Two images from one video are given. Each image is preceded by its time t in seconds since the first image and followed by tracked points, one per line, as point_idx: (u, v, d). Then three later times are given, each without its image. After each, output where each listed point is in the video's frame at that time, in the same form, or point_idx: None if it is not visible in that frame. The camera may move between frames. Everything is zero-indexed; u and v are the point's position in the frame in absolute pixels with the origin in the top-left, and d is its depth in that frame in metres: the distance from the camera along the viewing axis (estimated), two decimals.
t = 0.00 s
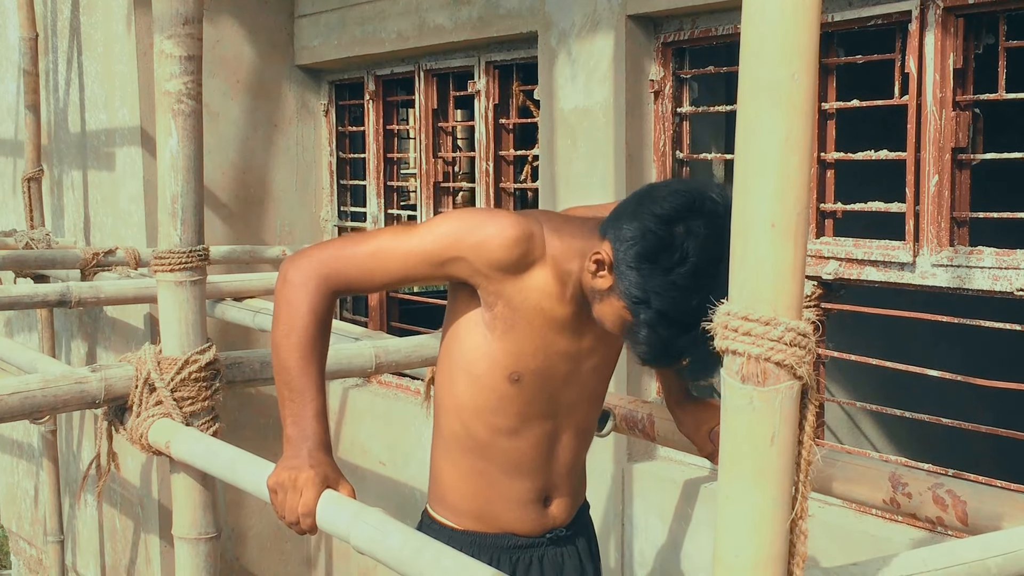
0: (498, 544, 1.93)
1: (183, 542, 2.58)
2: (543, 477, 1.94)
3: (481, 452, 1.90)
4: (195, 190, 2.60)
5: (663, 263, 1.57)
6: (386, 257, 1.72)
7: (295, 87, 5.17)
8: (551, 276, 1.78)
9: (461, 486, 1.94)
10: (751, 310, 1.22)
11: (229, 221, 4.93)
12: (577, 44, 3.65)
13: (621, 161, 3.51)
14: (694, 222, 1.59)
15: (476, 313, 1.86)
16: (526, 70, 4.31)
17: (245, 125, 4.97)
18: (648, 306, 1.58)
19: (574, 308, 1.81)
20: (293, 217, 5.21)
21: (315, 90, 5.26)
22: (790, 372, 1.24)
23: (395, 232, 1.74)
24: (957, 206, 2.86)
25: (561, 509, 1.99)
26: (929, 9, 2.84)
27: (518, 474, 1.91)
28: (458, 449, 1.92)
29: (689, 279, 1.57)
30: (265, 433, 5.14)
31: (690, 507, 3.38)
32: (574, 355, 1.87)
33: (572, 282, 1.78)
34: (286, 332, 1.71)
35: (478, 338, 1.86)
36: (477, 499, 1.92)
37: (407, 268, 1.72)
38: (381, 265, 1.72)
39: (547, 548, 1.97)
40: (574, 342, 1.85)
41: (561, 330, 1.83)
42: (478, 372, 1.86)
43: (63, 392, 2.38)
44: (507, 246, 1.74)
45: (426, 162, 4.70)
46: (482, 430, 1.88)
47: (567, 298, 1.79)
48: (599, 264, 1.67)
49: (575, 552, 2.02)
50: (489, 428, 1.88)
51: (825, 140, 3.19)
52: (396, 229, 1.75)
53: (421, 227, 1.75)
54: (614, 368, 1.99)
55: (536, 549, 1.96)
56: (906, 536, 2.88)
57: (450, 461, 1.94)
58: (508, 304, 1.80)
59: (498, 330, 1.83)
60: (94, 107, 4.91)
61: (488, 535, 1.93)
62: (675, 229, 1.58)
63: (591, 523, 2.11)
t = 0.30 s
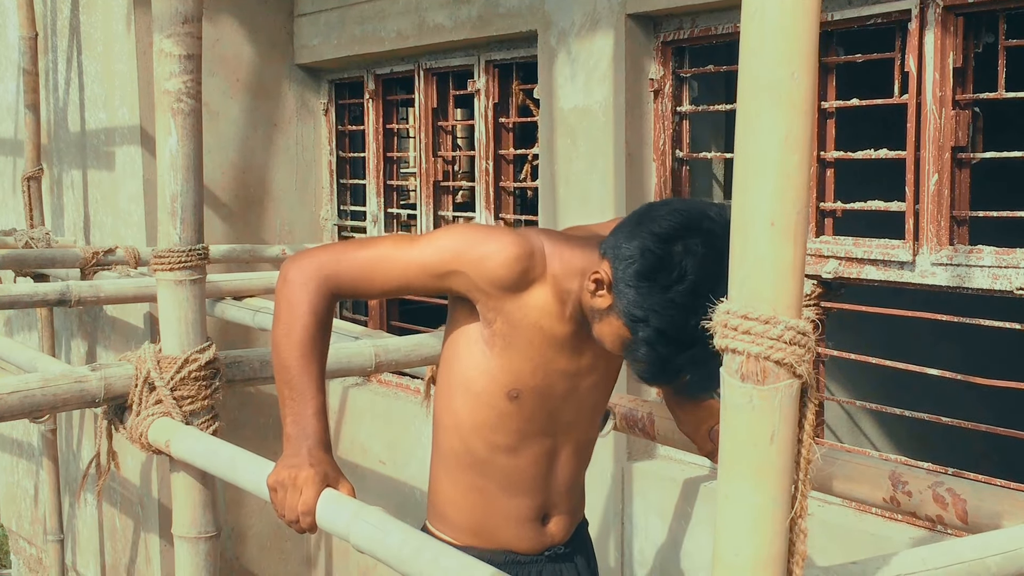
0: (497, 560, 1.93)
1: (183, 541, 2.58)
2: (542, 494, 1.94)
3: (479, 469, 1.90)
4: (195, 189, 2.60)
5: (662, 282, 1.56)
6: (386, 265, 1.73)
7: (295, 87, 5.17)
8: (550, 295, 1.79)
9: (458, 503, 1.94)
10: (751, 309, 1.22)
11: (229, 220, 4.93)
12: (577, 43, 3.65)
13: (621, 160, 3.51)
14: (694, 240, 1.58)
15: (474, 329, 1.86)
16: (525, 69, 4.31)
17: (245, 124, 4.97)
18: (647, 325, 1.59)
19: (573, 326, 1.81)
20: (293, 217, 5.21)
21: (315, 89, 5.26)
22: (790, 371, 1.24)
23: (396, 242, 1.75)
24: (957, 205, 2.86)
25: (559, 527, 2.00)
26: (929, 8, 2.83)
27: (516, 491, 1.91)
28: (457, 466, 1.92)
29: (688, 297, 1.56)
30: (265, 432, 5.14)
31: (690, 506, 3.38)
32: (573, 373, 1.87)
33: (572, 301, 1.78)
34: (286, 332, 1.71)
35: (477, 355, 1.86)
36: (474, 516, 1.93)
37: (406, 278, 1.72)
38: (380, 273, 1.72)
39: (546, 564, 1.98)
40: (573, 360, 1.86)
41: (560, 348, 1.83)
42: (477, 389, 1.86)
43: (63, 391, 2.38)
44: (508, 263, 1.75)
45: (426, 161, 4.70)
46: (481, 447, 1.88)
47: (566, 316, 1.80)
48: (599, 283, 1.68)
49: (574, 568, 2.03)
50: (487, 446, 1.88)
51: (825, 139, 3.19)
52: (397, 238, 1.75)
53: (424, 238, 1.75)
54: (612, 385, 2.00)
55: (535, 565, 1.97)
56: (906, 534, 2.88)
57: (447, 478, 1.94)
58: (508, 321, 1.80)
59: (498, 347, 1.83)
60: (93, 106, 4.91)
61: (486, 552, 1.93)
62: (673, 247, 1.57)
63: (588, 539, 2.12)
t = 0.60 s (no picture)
0: None
1: (182, 541, 2.58)
2: (540, 517, 1.96)
3: (478, 491, 1.91)
4: (195, 189, 2.60)
5: (662, 304, 1.54)
6: (386, 276, 1.72)
7: (295, 86, 5.17)
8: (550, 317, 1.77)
9: (458, 524, 1.95)
10: (750, 308, 1.22)
11: (229, 220, 4.93)
12: (577, 42, 3.65)
13: (621, 159, 3.51)
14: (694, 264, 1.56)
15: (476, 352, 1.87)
16: (525, 68, 4.30)
17: (245, 123, 4.97)
18: (647, 348, 1.56)
19: (573, 351, 1.79)
20: (292, 216, 5.20)
21: (315, 88, 5.26)
22: (790, 371, 1.24)
23: (398, 257, 1.74)
24: (957, 204, 2.86)
25: (557, 549, 2.01)
26: (929, 7, 2.83)
27: (514, 515, 1.93)
28: (457, 487, 1.93)
29: (688, 319, 1.54)
30: (264, 431, 5.14)
31: (689, 505, 3.38)
32: (573, 399, 1.86)
33: (571, 326, 1.75)
34: (286, 333, 1.72)
35: (477, 377, 1.87)
36: (474, 538, 1.94)
37: (406, 292, 1.72)
38: (380, 283, 1.72)
39: None
40: (573, 386, 1.85)
41: (560, 374, 1.82)
42: (477, 412, 1.87)
43: (63, 390, 2.38)
44: (508, 285, 1.73)
45: (425, 161, 4.70)
46: (479, 471, 1.89)
47: (566, 342, 1.78)
48: (598, 308, 1.65)
49: None
50: (486, 469, 1.89)
51: (825, 139, 3.19)
52: (400, 252, 1.74)
53: (425, 255, 1.74)
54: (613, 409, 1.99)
55: None
56: (906, 534, 2.87)
57: (447, 500, 1.95)
58: (508, 345, 1.80)
59: (497, 369, 1.83)
60: (93, 105, 4.91)
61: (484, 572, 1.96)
62: (673, 270, 1.56)
63: (588, 558, 2.14)
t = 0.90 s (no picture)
0: None
1: (181, 539, 2.58)
2: (535, 544, 1.96)
3: (474, 518, 1.90)
4: (194, 187, 2.59)
5: (661, 333, 1.54)
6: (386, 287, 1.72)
7: (294, 84, 5.17)
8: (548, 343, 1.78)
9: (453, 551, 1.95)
10: (750, 306, 1.22)
11: (228, 218, 4.93)
12: (576, 40, 3.65)
13: (620, 158, 3.51)
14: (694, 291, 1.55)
15: (472, 377, 1.86)
16: (525, 66, 4.30)
17: (244, 122, 4.97)
18: (647, 377, 1.56)
19: (571, 380, 1.81)
20: (292, 215, 5.21)
21: (314, 87, 5.26)
22: (790, 369, 1.23)
23: (401, 272, 1.74)
24: (957, 202, 2.86)
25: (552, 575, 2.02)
26: (929, 5, 2.83)
27: (511, 542, 1.93)
28: (452, 514, 1.92)
29: (688, 348, 1.53)
30: (264, 429, 5.14)
31: (689, 504, 3.38)
32: (570, 427, 1.87)
33: (571, 354, 1.77)
34: (289, 335, 1.72)
35: (474, 403, 1.86)
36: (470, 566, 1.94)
37: (405, 307, 1.72)
38: (381, 293, 1.72)
39: None
40: (570, 414, 1.86)
41: (558, 402, 1.83)
42: (473, 438, 1.86)
43: (63, 388, 2.38)
44: (507, 309, 1.75)
45: (424, 159, 4.70)
46: (476, 497, 1.89)
47: (564, 371, 1.79)
48: (598, 339, 1.66)
49: None
50: (483, 496, 1.88)
51: (824, 137, 3.19)
52: (402, 267, 1.75)
53: (427, 273, 1.75)
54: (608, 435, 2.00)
55: None
56: (905, 532, 2.87)
57: (442, 526, 1.94)
58: (507, 373, 1.80)
59: (495, 395, 1.83)
60: (92, 104, 4.91)
61: None
62: (673, 299, 1.55)
63: None
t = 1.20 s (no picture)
0: None
1: (180, 535, 2.57)
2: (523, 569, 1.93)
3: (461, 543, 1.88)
4: (192, 184, 2.59)
5: (637, 332, 1.58)
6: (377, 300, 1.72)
7: (292, 80, 5.17)
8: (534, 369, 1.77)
9: None
10: (747, 301, 1.22)
11: (227, 214, 4.92)
12: (574, 36, 3.64)
13: (618, 154, 3.51)
14: (665, 290, 1.61)
15: (457, 401, 1.83)
16: (522, 62, 4.30)
17: (243, 118, 4.96)
18: (631, 377, 1.59)
19: (557, 403, 1.81)
20: (290, 211, 5.20)
21: (312, 83, 5.26)
22: (786, 363, 1.23)
23: (391, 286, 1.74)
24: (955, 197, 2.86)
25: None
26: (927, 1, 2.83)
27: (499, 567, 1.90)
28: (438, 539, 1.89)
29: (667, 343, 1.57)
30: (263, 426, 5.14)
31: (689, 499, 3.38)
32: (555, 449, 1.87)
33: (558, 379, 1.78)
34: (284, 336, 1.73)
35: (459, 428, 1.84)
36: None
37: (394, 320, 1.72)
38: (372, 304, 1.72)
39: None
40: (555, 437, 1.85)
41: (543, 424, 1.83)
42: (459, 463, 1.84)
43: (61, 385, 2.38)
44: (494, 330, 1.73)
45: (422, 155, 4.70)
46: (463, 522, 1.86)
47: (550, 393, 1.79)
48: (581, 353, 1.69)
49: None
50: (471, 520, 1.86)
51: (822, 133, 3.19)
52: (392, 282, 1.74)
53: (416, 291, 1.74)
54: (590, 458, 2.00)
55: None
56: (903, 527, 2.87)
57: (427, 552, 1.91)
58: (493, 396, 1.79)
59: (480, 419, 1.82)
60: (90, 100, 4.90)
61: None
62: (645, 300, 1.60)
63: None
